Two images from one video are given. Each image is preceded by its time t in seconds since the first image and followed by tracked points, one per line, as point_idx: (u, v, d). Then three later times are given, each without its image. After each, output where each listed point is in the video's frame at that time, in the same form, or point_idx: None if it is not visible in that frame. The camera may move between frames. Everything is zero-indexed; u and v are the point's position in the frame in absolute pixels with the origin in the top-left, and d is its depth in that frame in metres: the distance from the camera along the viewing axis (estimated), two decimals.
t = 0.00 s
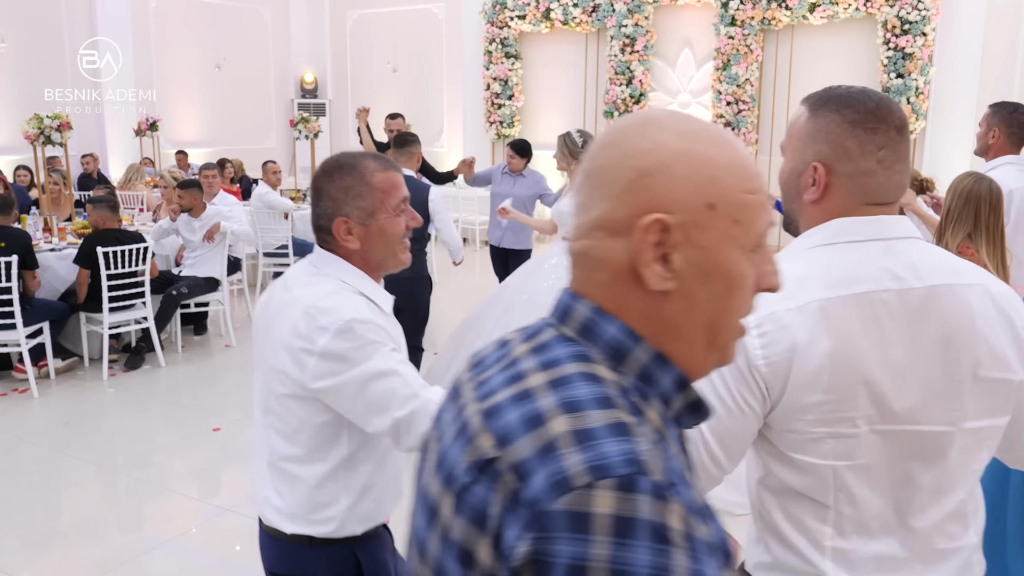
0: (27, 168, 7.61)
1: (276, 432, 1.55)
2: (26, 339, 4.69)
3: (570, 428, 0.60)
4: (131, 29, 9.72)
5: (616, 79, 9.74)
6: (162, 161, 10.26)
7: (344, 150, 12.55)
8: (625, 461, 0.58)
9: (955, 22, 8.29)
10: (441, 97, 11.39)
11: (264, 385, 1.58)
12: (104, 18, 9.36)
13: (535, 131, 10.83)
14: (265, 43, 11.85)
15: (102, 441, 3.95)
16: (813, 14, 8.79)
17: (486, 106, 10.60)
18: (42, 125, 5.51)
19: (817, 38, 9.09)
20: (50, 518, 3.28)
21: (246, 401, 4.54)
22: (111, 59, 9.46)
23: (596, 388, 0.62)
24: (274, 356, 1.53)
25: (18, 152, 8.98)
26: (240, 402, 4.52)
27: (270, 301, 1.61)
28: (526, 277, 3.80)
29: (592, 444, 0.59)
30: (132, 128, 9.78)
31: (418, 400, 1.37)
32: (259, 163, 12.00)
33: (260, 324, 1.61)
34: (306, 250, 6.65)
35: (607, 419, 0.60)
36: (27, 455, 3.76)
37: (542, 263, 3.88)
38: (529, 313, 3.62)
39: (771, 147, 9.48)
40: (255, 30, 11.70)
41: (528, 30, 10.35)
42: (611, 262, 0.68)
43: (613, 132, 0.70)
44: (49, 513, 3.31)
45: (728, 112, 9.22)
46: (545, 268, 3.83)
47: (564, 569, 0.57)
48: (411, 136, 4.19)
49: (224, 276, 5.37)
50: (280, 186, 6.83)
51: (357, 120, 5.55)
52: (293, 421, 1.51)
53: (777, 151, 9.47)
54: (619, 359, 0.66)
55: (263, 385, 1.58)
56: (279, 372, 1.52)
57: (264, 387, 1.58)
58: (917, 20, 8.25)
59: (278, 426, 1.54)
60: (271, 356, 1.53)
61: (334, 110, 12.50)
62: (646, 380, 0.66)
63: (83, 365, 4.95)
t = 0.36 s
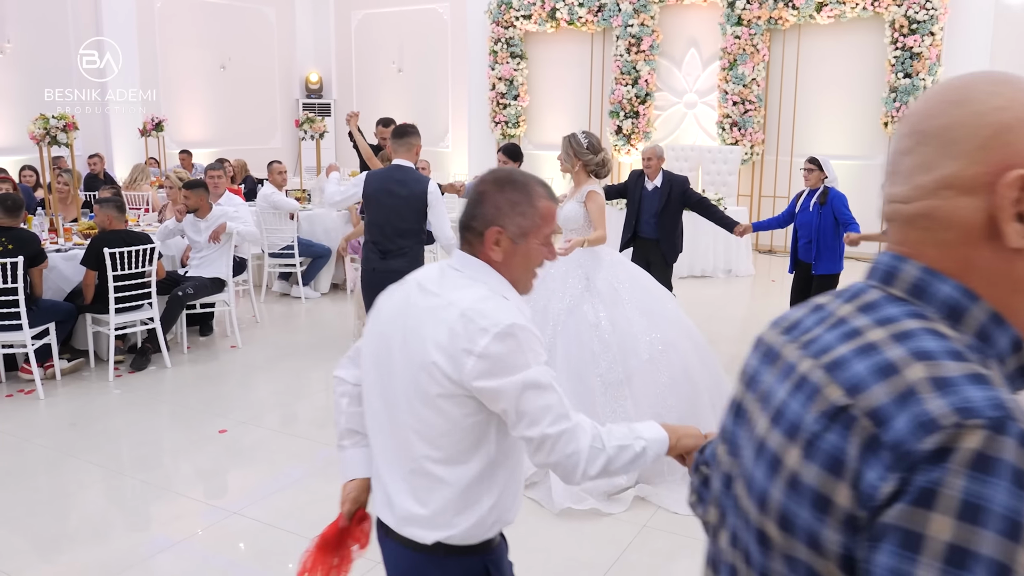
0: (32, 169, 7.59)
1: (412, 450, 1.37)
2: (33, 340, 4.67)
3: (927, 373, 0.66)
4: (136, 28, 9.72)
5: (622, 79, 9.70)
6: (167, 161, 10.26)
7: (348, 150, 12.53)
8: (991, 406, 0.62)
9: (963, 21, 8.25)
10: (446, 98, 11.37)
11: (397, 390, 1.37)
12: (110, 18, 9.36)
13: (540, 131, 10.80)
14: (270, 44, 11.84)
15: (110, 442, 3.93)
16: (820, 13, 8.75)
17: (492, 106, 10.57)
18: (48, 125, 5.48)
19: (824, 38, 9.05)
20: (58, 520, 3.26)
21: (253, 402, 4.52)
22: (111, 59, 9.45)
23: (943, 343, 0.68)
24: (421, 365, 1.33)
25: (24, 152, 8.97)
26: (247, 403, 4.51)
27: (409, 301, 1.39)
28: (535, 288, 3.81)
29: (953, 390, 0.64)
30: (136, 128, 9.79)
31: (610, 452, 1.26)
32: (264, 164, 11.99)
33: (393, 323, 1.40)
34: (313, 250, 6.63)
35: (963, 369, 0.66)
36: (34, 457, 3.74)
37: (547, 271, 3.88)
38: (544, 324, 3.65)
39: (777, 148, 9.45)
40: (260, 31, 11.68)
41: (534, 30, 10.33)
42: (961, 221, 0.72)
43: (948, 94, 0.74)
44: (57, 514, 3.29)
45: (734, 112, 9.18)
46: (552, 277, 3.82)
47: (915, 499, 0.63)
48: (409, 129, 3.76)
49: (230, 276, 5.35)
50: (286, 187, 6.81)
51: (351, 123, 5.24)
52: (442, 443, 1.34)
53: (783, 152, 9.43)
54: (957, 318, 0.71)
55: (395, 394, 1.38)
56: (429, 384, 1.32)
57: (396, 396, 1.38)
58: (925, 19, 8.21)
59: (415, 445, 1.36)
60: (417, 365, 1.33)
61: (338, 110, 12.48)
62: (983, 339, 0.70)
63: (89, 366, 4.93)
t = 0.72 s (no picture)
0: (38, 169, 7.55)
1: (540, 449, 1.30)
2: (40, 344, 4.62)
3: None
4: (142, 28, 9.69)
5: (630, 80, 9.65)
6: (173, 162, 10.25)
7: (355, 150, 12.51)
8: None
9: (976, 21, 8.17)
10: (453, 98, 11.35)
11: (534, 382, 1.31)
12: (116, 19, 9.33)
13: (547, 131, 10.77)
14: (277, 44, 11.80)
15: (119, 448, 3.88)
16: (831, 14, 8.69)
17: (499, 107, 10.53)
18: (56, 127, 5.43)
19: (834, 38, 8.98)
20: (65, 528, 3.20)
21: (262, 407, 4.47)
22: (111, 59, 9.40)
23: None
24: (567, 362, 1.27)
25: (30, 153, 8.95)
26: (256, 408, 4.46)
27: (564, 300, 1.35)
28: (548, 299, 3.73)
29: None
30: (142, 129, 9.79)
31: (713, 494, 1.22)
32: (272, 164, 11.97)
33: (541, 317, 1.34)
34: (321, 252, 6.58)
35: None
36: (42, 463, 3.68)
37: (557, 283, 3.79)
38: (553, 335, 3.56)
39: (787, 149, 9.39)
40: (267, 31, 11.65)
41: (542, 30, 10.28)
42: None
43: None
44: (64, 523, 3.23)
45: (744, 113, 9.12)
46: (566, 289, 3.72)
47: None
48: (419, 130, 3.50)
49: (238, 279, 5.34)
50: (294, 188, 6.76)
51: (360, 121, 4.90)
52: (573, 448, 1.28)
53: (793, 153, 9.38)
54: None
55: (531, 387, 1.32)
56: (572, 383, 1.27)
57: (531, 389, 1.32)
58: (937, 20, 8.14)
59: (544, 443, 1.29)
60: (565, 360, 1.28)
61: (344, 110, 12.45)
62: None
63: (97, 370, 4.89)
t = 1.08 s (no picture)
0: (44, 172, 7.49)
1: (756, 495, 1.21)
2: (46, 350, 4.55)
3: None
4: (147, 29, 9.62)
5: (639, 81, 9.57)
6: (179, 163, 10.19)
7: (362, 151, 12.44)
8: None
9: (990, 22, 8.08)
10: (460, 99, 11.29)
11: (743, 419, 1.21)
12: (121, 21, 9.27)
13: (555, 133, 10.70)
14: (283, 45, 11.74)
15: (126, 458, 3.81)
16: (843, 15, 8.60)
17: (507, 108, 10.46)
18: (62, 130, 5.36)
19: (846, 39, 8.89)
20: (71, 542, 3.12)
21: (271, 415, 4.39)
22: (111, 59, 9.31)
23: None
24: (787, 399, 1.20)
25: (35, 154, 8.90)
26: (266, 416, 4.38)
27: (754, 339, 1.28)
28: (562, 299, 3.59)
29: None
30: (148, 129, 9.73)
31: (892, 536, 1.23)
32: (278, 165, 11.91)
33: (740, 354, 1.26)
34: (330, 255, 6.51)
35: None
36: (48, 474, 3.61)
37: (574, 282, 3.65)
38: (568, 337, 3.43)
39: (798, 151, 9.31)
40: (273, 31, 11.60)
41: (550, 31, 10.21)
42: None
43: None
44: (70, 537, 3.15)
45: (754, 115, 9.05)
46: (579, 290, 3.57)
47: None
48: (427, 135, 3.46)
49: (247, 284, 5.27)
50: (302, 191, 6.69)
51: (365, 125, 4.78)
52: (791, 490, 1.20)
53: (803, 155, 9.31)
54: None
55: (744, 432, 1.21)
56: (793, 422, 1.19)
57: (738, 427, 1.21)
58: (951, 21, 8.05)
59: (764, 488, 1.20)
60: (784, 395, 1.20)
61: (351, 111, 12.38)
62: None
63: (104, 377, 4.82)
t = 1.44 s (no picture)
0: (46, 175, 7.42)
1: (887, 489, 1.26)
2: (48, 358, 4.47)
3: None
4: (150, 29, 9.55)
5: (646, 83, 9.49)
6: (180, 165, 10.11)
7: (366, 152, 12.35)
8: None
9: (1001, 23, 7.98)
10: (465, 99, 11.21)
11: (866, 424, 1.27)
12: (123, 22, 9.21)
13: (560, 134, 10.60)
14: (286, 45, 11.66)
15: (131, 469, 3.73)
16: (852, 16, 8.51)
17: (511, 109, 10.37)
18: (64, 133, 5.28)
19: (855, 40, 8.80)
20: (73, 556, 3.05)
21: (278, 425, 4.32)
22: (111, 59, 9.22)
23: None
24: (913, 400, 1.26)
25: (37, 157, 8.83)
26: (273, 425, 4.31)
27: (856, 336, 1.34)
28: (582, 305, 3.52)
29: None
30: (150, 131, 9.65)
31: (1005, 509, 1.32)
32: (281, 167, 11.82)
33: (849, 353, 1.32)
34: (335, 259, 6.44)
35: None
36: (51, 487, 3.54)
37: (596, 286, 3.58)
38: (589, 346, 3.35)
39: (807, 153, 9.22)
40: (277, 32, 11.52)
41: (555, 31, 10.12)
42: None
43: None
44: (73, 550, 3.08)
45: (762, 117, 8.96)
46: (598, 297, 3.50)
47: None
48: (428, 143, 3.29)
49: (252, 289, 5.21)
50: (307, 194, 6.62)
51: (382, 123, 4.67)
52: (923, 487, 1.27)
53: (812, 157, 9.21)
54: None
55: (867, 431, 1.27)
56: (918, 424, 1.26)
57: (862, 431, 1.28)
58: (961, 22, 7.96)
59: (893, 483, 1.26)
60: (905, 398, 1.27)
61: (354, 112, 12.27)
62: None
63: (107, 385, 4.74)
